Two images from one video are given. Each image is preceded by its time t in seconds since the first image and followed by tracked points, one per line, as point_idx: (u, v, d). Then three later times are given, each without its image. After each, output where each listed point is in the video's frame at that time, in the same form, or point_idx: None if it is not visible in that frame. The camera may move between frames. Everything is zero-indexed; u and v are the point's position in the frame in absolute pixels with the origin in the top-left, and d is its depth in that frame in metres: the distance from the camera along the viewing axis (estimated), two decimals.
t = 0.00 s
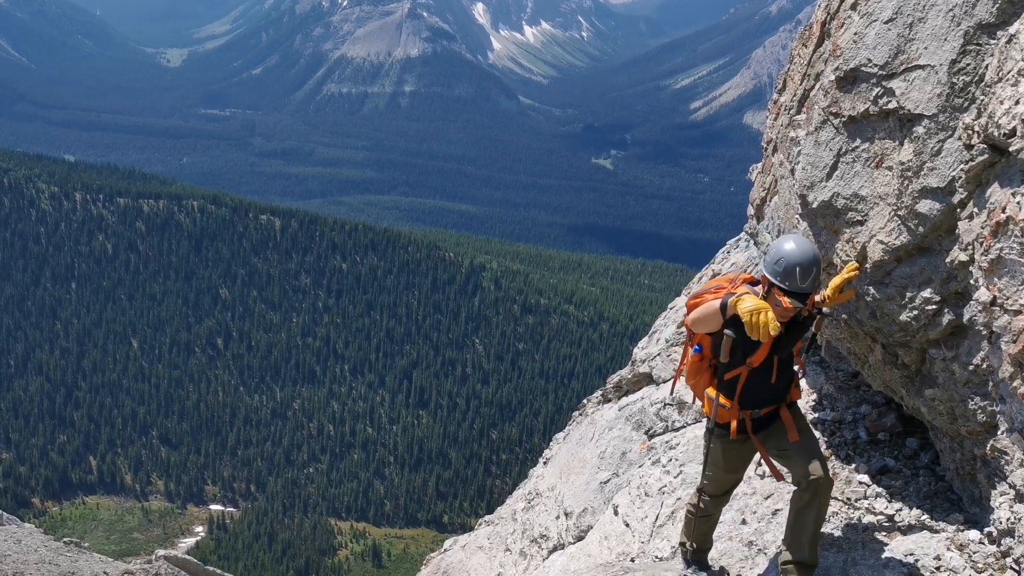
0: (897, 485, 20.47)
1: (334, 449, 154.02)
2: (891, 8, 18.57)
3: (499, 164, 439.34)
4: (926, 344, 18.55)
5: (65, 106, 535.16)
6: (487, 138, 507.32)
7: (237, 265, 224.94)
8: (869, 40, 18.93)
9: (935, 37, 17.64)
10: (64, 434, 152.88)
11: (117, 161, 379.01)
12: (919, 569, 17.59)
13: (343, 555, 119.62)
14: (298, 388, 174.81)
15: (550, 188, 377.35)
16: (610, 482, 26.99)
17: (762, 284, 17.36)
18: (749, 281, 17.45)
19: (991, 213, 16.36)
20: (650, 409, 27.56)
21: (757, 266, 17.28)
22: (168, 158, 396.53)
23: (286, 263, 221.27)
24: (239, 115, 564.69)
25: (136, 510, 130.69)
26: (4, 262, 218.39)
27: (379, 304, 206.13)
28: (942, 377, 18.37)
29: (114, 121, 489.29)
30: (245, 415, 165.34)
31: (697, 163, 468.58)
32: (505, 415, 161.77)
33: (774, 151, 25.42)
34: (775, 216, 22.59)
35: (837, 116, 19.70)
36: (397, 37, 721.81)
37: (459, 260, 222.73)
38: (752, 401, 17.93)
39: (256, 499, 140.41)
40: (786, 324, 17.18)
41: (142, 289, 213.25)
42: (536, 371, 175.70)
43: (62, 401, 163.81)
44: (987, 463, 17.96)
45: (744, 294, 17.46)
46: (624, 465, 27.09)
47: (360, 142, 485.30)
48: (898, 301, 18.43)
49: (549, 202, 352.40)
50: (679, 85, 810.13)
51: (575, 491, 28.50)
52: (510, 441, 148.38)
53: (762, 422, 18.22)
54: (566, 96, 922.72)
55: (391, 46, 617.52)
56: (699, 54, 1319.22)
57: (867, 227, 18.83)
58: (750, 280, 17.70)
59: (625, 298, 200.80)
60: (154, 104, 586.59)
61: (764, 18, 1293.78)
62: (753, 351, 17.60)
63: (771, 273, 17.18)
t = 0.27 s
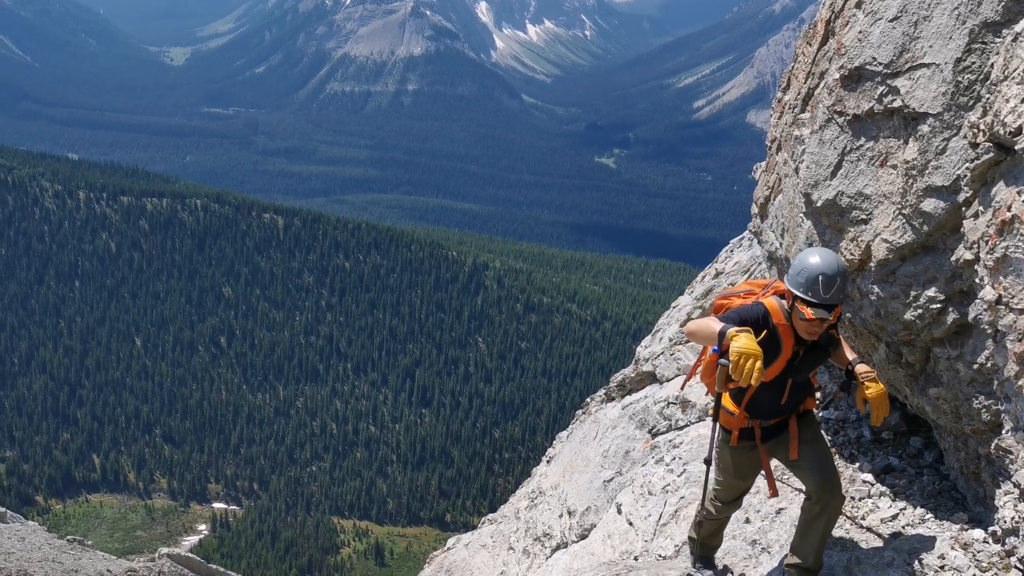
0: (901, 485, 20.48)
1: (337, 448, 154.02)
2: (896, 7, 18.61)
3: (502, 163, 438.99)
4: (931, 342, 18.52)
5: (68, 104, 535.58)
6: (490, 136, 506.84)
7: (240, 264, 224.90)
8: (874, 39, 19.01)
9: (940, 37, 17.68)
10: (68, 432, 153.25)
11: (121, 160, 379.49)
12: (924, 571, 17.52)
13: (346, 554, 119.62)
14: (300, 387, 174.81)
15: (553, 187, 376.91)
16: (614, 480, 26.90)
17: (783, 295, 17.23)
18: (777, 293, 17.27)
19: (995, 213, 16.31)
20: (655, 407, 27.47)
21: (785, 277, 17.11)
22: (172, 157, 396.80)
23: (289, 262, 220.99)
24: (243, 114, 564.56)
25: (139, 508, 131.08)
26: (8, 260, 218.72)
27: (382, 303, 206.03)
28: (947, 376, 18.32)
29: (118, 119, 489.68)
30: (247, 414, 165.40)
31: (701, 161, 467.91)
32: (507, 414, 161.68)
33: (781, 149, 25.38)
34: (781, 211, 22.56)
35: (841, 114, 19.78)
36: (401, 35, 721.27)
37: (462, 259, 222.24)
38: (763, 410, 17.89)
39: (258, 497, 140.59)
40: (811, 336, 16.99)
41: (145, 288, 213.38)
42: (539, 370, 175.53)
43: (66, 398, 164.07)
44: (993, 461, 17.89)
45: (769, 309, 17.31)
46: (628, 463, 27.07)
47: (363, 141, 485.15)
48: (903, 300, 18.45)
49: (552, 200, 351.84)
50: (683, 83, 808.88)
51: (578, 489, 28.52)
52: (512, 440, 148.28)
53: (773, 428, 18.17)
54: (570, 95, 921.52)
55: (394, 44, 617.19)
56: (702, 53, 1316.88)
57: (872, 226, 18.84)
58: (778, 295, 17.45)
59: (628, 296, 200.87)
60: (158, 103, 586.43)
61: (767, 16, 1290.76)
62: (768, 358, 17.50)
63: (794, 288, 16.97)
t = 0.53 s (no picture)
0: (915, 485, 20.44)
1: (349, 446, 154.28)
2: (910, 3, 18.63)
3: (513, 162, 438.28)
4: (945, 340, 18.53)
5: (81, 104, 537.22)
6: (500, 135, 506.17)
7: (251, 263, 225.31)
8: (888, 35, 19.04)
9: (954, 32, 17.61)
10: (81, 430, 153.90)
11: (134, 158, 380.30)
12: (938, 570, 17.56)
13: (357, 552, 119.82)
14: (312, 386, 175.00)
15: (563, 185, 376.13)
16: (625, 478, 26.85)
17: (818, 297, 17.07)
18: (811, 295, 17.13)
19: (1013, 210, 16.17)
20: (666, 406, 27.77)
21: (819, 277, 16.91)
22: (183, 156, 397.56)
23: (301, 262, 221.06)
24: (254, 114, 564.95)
25: (151, 506, 131.68)
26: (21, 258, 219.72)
27: (393, 302, 206.14)
28: (962, 375, 18.25)
29: (130, 118, 490.69)
30: (259, 411, 165.87)
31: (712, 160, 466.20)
32: (518, 412, 161.74)
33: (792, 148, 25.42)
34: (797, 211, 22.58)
35: (855, 111, 19.81)
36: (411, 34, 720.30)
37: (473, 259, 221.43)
38: (792, 419, 17.72)
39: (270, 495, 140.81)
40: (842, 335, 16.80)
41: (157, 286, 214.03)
42: (550, 368, 175.41)
43: (79, 396, 164.88)
44: (1006, 461, 17.82)
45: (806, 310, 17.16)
46: (640, 461, 27.21)
47: (374, 140, 485.31)
48: (917, 299, 18.63)
49: (563, 199, 351.03)
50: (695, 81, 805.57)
51: (590, 488, 28.81)
52: (523, 438, 148.21)
53: (802, 439, 18.10)
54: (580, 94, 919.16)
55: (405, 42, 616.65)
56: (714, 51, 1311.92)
57: (885, 224, 18.85)
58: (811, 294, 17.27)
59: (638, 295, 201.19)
60: (169, 102, 586.88)
61: (779, 15, 1284.64)
62: (796, 371, 17.34)
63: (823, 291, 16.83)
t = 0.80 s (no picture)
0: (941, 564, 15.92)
1: (322, 494, 152.59)
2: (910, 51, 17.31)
3: (502, 215, 438.83)
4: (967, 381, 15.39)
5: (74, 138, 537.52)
6: (492, 188, 508.57)
7: (235, 304, 224.32)
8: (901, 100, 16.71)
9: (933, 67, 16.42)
10: (50, 467, 153.02)
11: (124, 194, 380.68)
12: None
13: None
14: (288, 430, 174.07)
15: (551, 241, 377.48)
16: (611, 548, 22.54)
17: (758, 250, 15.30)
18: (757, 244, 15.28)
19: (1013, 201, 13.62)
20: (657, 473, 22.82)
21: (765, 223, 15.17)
22: (173, 195, 396.84)
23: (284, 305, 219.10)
24: (247, 157, 567.10)
25: (116, 547, 129.91)
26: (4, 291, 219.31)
27: (376, 350, 204.84)
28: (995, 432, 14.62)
29: (122, 154, 492.47)
30: (233, 456, 164.85)
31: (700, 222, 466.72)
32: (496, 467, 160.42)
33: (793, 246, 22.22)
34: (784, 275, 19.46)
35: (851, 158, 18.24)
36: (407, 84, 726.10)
37: (458, 309, 216.56)
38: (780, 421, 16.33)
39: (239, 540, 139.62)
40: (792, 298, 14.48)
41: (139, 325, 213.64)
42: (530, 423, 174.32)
43: (50, 434, 163.30)
44: None
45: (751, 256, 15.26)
46: (627, 532, 22.28)
47: (366, 188, 486.28)
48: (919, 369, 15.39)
49: (550, 255, 350.53)
50: (687, 145, 809.58)
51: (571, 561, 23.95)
52: (500, 493, 146.96)
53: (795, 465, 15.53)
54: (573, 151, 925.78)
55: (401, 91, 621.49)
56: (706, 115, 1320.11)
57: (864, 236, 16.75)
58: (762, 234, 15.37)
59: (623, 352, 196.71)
60: (163, 141, 589.22)
61: (770, 84, 1294.16)
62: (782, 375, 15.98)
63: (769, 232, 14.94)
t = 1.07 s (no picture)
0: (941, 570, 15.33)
1: (315, 494, 152.76)
2: (916, 84, 16.33)
3: (496, 214, 439.12)
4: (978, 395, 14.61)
5: (67, 137, 536.96)
6: (485, 187, 508.36)
7: (228, 304, 224.30)
8: (890, 117, 16.79)
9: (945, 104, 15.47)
10: (43, 467, 153.54)
11: (116, 194, 380.71)
12: None
13: None
14: (281, 431, 174.59)
15: (544, 241, 377.82)
16: (605, 551, 22.21)
17: (740, 247, 15.51)
18: (736, 234, 15.54)
19: None
20: (651, 475, 22.32)
21: (744, 213, 15.51)
22: (166, 195, 396.94)
23: (277, 303, 218.87)
24: (240, 156, 567.26)
25: (109, 547, 130.12)
26: None
27: (369, 349, 204.77)
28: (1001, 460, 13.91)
29: (115, 153, 492.71)
30: (226, 455, 164.86)
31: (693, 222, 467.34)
32: (489, 467, 160.65)
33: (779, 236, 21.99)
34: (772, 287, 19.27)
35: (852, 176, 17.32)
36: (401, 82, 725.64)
37: (451, 308, 215.14)
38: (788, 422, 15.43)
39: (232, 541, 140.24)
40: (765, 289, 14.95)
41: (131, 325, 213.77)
42: (523, 423, 174.44)
43: (43, 434, 163.38)
44: None
45: (736, 256, 15.43)
46: (622, 531, 22.32)
47: (359, 187, 486.03)
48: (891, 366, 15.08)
49: (544, 254, 350.84)
50: (680, 145, 810.18)
51: (568, 559, 23.96)
52: (493, 493, 147.16)
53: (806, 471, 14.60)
54: (567, 151, 925.66)
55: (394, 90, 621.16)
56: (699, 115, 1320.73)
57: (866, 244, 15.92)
58: (746, 223, 15.56)
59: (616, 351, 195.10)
60: (156, 140, 589.29)
61: (763, 83, 1294.91)
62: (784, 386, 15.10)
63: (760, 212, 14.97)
